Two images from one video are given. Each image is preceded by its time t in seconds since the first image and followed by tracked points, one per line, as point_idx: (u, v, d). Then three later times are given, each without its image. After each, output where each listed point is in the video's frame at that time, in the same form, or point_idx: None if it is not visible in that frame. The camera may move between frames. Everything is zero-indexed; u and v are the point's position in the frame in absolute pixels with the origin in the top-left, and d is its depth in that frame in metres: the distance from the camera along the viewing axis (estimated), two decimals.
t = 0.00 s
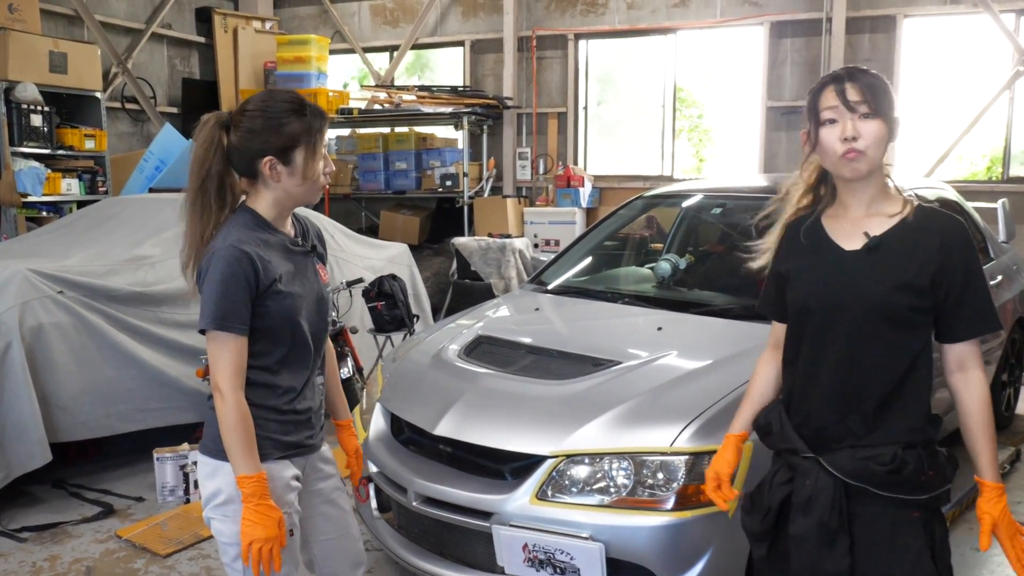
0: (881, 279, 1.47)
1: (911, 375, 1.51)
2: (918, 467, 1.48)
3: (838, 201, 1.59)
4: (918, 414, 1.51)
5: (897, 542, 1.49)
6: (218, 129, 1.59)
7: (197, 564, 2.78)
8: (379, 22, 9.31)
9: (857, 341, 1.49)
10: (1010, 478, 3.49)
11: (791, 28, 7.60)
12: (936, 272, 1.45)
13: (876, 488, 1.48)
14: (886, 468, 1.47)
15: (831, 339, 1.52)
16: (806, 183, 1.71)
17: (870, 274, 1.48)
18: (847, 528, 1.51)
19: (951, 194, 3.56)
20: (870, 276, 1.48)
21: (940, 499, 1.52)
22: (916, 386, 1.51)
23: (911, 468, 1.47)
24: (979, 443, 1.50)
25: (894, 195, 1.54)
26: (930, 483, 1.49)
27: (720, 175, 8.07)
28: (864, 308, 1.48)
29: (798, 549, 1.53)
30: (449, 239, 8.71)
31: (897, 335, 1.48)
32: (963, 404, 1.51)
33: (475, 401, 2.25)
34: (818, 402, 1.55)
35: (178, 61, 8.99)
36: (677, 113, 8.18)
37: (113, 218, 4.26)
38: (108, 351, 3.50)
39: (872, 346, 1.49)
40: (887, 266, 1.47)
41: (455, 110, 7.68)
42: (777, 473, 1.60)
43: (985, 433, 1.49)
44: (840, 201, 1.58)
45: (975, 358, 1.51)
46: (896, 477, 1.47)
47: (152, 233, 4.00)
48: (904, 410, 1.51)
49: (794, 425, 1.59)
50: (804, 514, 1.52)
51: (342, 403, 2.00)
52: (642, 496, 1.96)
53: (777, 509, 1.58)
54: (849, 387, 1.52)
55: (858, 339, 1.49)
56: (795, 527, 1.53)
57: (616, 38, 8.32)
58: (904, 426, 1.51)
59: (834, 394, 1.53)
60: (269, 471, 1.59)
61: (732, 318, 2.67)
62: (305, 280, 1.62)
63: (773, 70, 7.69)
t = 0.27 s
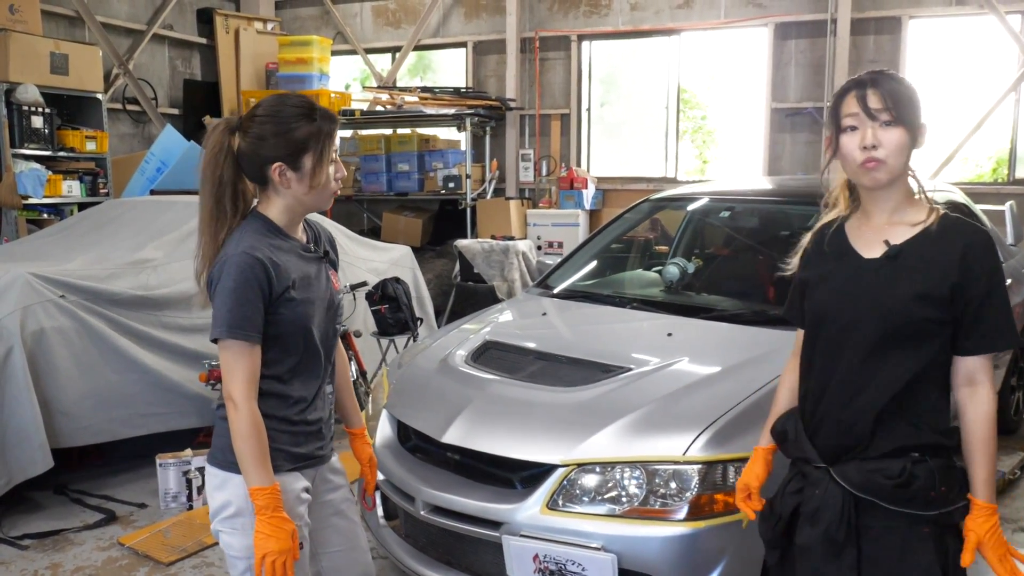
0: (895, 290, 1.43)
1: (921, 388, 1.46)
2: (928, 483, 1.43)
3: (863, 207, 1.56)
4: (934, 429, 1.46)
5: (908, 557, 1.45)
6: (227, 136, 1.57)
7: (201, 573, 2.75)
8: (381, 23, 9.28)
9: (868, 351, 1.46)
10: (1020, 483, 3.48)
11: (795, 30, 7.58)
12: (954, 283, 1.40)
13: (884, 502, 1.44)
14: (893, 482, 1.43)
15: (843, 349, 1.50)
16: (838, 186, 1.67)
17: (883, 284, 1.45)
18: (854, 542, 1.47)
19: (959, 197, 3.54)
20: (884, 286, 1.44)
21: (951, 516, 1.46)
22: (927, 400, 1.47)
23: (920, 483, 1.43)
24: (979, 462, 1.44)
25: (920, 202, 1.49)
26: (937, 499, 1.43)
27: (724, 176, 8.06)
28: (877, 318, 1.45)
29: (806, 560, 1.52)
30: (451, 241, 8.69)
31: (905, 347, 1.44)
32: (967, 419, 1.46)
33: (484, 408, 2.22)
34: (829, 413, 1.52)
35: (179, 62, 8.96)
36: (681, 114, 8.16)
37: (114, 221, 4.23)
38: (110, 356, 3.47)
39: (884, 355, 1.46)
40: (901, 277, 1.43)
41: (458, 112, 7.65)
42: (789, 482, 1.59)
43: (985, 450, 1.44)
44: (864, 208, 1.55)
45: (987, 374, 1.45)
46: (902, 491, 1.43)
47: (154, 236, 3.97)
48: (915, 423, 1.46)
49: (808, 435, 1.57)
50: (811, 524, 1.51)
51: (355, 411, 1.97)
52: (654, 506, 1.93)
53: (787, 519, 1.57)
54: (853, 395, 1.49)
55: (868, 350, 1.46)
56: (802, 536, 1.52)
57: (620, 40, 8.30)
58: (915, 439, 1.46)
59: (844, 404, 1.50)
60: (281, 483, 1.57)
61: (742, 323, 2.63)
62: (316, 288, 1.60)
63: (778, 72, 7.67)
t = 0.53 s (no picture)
0: (898, 288, 1.39)
1: (928, 387, 1.41)
2: (932, 485, 1.38)
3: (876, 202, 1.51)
4: (943, 430, 1.41)
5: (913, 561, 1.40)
6: (231, 131, 1.53)
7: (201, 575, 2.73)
8: (383, 23, 9.26)
9: (874, 347, 1.42)
10: None
11: (798, 30, 7.56)
12: (960, 278, 1.34)
13: (887, 502, 1.40)
14: (895, 483, 1.39)
15: (847, 349, 1.47)
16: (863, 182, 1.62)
17: (887, 283, 1.41)
18: (858, 542, 1.44)
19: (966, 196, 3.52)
20: (889, 283, 1.41)
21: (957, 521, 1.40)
22: (930, 401, 1.41)
23: (924, 484, 1.38)
24: (988, 471, 1.35)
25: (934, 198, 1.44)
26: (940, 502, 1.38)
27: (726, 177, 8.03)
28: (876, 316, 1.42)
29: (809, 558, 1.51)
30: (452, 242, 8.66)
31: (905, 346, 1.39)
32: (978, 424, 1.37)
33: (490, 409, 2.19)
34: (835, 412, 1.50)
35: (180, 62, 8.94)
36: (683, 114, 8.14)
37: (115, 220, 4.20)
38: (110, 357, 3.44)
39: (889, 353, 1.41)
40: (905, 274, 1.39)
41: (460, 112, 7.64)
42: (798, 479, 1.57)
43: (997, 459, 1.35)
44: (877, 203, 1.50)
45: (1004, 376, 1.36)
46: (903, 493, 1.38)
47: (155, 236, 3.94)
48: (917, 423, 1.41)
49: (817, 433, 1.54)
50: (814, 520, 1.50)
51: (356, 411, 1.96)
52: (661, 508, 1.90)
53: (793, 516, 1.55)
54: (851, 393, 1.47)
55: (871, 350, 1.43)
56: (805, 533, 1.51)
57: (622, 40, 8.28)
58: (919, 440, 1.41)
59: (848, 403, 1.47)
60: (287, 486, 1.56)
61: (749, 323, 2.60)
62: (322, 286, 1.57)
63: (780, 72, 7.65)
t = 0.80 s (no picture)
0: (907, 287, 1.37)
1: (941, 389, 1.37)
2: (942, 489, 1.35)
3: (892, 200, 1.48)
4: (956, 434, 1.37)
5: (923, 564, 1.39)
6: (235, 128, 1.51)
7: None
8: (383, 24, 9.25)
9: (885, 348, 1.40)
10: None
11: (800, 30, 7.54)
12: (969, 277, 1.30)
13: (896, 505, 1.37)
14: (904, 485, 1.36)
15: (858, 348, 1.45)
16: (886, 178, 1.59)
17: (896, 282, 1.39)
18: (868, 545, 1.42)
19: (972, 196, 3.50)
20: (897, 283, 1.38)
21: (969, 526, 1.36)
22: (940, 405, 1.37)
23: (933, 488, 1.35)
24: (979, 474, 1.29)
25: (950, 196, 1.40)
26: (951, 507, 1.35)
27: (728, 178, 8.02)
28: (885, 315, 1.39)
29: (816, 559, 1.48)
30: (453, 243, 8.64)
31: (912, 347, 1.37)
32: (974, 427, 1.31)
33: (494, 411, 2.17)
34: (847, 413, 1.48)
35: (180, 63, 8.92)
36: (685, 116, 8.13)
37: (115, 222, 4.18)
38: (110, 359, 3.42)
39: (899, 354, 1.38)
40: (915, 273, 1.36)
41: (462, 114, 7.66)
42: (810, 480, 1.55)
43: (988, 461, 1.29)
44: (893, 202, 1.46)
45: (1007, 375, 1.28)
46: (912, 495, 1.35)
47: (155, 237, 3.92)
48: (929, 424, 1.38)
49: (831, 434, 1.52)
50: (824, 522, 1.47)
51: (365, 412, 1.92)
52: (668, 511, 1.88)
53: (803, 515, 1.52)
54: (861, 394, 1.45)
55: (881, 350, 1.40)
56: (814, 533, 1.48)
57: (624, 41, 8.27)
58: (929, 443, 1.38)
59: (859, 403, 1.45)
60: (294, 489, 1.54)
61: (755, 324, 2.58)
62: (328, 286, 1.55)
63: (783, 73, 7.64)
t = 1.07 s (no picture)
0: (908, 295, 1.36)
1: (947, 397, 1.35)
2: (942, 499, 1.32)
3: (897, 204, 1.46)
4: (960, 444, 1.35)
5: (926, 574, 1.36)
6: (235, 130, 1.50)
7: None
8: (383, 27, 9.25)
9: (886, 356, 1.39)
10: None
11: (801, 33, 7.53)
12: (972, 286, 1.29)
13: (895, 514, 1.36)
14: (903, 494, 1.34)
15: (860, 356, 1.45)
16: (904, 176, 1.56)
17: (898, 289, 1.38)
18: (868, 552, 1.40)
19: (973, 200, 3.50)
20: (899, 290, 1.37)
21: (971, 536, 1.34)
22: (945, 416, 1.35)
23: (934, 497, 1.33)
24: (979, 486, 1.27)
25: (953, 202, 1.38)
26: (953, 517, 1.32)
27: (729, 182, 8.01)
28: (885, 323, 1.39)
29: (816, 566, 1.47)
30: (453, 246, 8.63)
31: (915, 355, 1.36)
32: (975, 438, 1.30)
33: (495, 416, 2.16)
34: (847, 420, 1.47)
35: (180, 66, 8.91)
36: (685, 119, 8.12)
37: (114, 225, 4.17)
38: (109, 363, 3.41)
39: (899, 363, 1.38)
40: (916, 281, 1.35)
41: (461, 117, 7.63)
42: (811, 486, 1.54)
43: (988, 474, 1.27)
44: (897, 207, 1.45)
45: (1009, 385, 1.26)
46: (911, 504, 1.34)
47: (155, 241, 3.91)
48: (934, 432, 1.35)
49: (833, 440, 1.51)
50: (823, 529, 1.46)
51: (374, 414, 1.92)
52: (670, 517, 1.86)
53: (803, 522, 1.52)
54: (862, 402, 1.44)
55: (881, 359, 1.40)
56: (813, 539, 1.47)
57: (624, 44, 8.26)
58: (931, 452, 1.36)
59: (859, 411, 1.45)
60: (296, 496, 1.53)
61: (756, 329, 2.57)
62: (326, 291, 1.54)
63: (783, 76, 7.63)
